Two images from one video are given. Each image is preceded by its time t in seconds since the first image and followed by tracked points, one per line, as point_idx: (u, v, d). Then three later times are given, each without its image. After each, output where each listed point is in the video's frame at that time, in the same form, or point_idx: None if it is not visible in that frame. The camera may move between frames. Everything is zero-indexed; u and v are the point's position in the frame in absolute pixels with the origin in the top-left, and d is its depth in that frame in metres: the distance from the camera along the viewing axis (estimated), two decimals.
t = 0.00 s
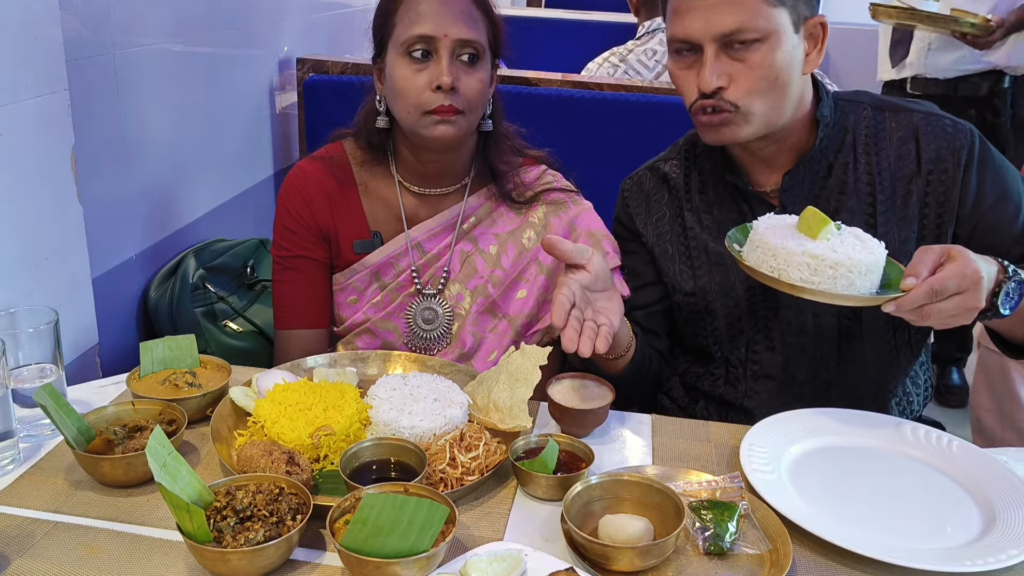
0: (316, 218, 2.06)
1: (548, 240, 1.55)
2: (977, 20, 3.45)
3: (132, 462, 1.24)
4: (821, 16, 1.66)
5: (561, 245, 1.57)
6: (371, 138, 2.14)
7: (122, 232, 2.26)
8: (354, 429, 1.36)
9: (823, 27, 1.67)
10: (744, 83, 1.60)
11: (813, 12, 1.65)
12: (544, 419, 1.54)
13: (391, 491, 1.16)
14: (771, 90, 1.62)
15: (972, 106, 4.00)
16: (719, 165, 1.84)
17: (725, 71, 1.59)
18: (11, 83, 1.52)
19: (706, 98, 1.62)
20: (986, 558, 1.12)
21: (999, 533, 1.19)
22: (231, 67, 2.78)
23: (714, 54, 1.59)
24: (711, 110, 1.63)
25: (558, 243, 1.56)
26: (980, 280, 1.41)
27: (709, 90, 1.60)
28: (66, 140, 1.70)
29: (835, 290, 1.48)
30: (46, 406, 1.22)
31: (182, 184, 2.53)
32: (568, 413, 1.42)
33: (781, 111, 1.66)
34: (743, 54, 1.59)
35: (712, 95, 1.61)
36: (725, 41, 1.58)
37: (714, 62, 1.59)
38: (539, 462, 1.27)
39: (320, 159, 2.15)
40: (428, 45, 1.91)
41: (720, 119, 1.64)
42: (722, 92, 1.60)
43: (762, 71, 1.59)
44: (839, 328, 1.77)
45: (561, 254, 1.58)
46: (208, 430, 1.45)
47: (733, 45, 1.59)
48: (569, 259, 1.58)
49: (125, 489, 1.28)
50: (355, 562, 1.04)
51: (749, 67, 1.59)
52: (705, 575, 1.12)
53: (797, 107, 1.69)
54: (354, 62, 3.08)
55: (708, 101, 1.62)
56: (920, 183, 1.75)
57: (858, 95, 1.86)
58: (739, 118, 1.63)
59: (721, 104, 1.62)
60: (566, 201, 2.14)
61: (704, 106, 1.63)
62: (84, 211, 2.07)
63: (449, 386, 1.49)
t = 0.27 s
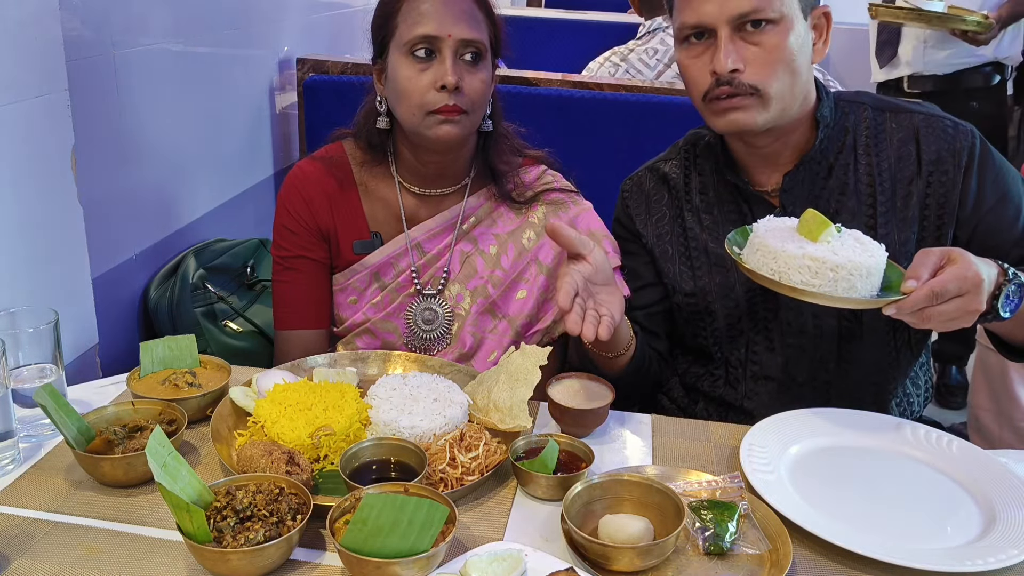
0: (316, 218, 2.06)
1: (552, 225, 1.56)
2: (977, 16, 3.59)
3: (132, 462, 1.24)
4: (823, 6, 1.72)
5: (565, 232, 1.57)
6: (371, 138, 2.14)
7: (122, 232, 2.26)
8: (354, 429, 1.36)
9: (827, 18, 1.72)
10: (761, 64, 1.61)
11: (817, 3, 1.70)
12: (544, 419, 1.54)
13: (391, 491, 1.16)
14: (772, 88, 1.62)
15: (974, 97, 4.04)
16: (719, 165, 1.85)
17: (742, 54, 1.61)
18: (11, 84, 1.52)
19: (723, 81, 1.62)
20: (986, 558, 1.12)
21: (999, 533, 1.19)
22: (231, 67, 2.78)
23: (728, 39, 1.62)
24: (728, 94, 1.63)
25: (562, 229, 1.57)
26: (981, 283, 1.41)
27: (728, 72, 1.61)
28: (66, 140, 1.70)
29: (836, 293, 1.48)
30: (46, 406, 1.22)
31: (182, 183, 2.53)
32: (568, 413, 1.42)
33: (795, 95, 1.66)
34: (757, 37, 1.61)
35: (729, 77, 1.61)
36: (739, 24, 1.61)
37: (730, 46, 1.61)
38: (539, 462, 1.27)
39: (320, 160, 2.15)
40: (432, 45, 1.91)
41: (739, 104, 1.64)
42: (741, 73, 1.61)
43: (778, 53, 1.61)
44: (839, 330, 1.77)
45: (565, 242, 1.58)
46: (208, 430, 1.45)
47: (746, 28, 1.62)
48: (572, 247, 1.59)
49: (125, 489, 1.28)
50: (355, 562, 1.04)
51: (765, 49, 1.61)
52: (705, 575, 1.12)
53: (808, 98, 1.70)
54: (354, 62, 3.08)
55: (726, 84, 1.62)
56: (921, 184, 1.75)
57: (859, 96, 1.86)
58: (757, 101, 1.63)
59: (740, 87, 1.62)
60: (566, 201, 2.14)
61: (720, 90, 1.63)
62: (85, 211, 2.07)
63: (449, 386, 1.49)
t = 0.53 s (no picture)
0: (316, 217, 2.06)
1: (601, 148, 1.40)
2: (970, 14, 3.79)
3: (132, 462, 1.24)
4: None
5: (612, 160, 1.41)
6: (371, 138, 2.14)
7: (122, 232, 2.26)
8: (354, 429, 1.36)
9: (824, 11, 1.74)
10: (771, 55, 1.61)
11: None
12: (544, 419, 1.54)
13: (391, 491, 1.16)
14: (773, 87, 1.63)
15: (968, 94, 4.07)
16: (720, 162, 1.85)
17: (750, 46, 1.61)
18: (11, 84, 1.52)
19: (735, 73, 1.62)
20: (985, 558, 1.12)
21: (998, 533, 1.19)
22: (231, 67, 2.78)
23: (735, 33, 1.62)
24: (741, 87, 1.63)
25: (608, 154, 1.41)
26: (982, 282, 1.41)
27: (740, 64, 1.61)
28: (66, 140, 1.70)
29: (839, 289, 1.48)
30: (46, 406, 1.22)
31: (182, 183, 2.53)
32: (568, 413, 1.42)
33: (803, 84, 1.68)
34: (763, 29, 1.62)
35: (741, 70, 1.61)
36: (744, 17, 1.62)
37: (737, 39, 1.62)
38: (539, 462, 1.27)
39: (320, 160, 2.15)
40: (431, 45, 1.91)
41: (752, 93, 1.63)
42: (752, 65, 1.61)
43: (786, 44, 1.62)
44: (839, 329, 1.77)
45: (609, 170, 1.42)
46: (208, 430, 1.45)
47: (752, 20, 1.62)
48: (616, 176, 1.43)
49: (125, 489, 1.28)
50: (355, 562, 1.04)
51: (773, 40, 1.61)
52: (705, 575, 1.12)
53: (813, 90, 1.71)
54: (354, 62, 3.08)
55: (738, 76, 1.62)
56: (921, 184, 1.75)
57: (860, 96, 1.86)
58: (771, 90, 1.63)
59: (753, 78, 1.62)
60: (566, 201, 2.15)
61: (732, 83, 1.63)
62: (85, 211, 2.07)
63: (449, 386, 1.49)
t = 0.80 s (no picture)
0: (316, 217, 2.06)
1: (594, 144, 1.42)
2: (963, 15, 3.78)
3: (132, 462, 1.24)
4: None
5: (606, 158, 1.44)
6: (371, 137, 2.15)
7: (122, 232, 2.26)
8: (353, 430, 1.36)
9: (818, 6, 1.75)
10: (770, 52, 1.62)
11: None
12: (544, 419, 1.54)
13: (391, 491, 1.16)
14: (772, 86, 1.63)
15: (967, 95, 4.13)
16: (720, 162, 1.85)
17: (749, 44, 1.62)
18: (11, 84, 1.52)
19: (735, 72, 1.62)
20: (986, 558, 1.12)
21: (998, 533, 1.19)
22: (231, 67, 2.78)
23: (733, 32, 1.63)
24: (746, 84, 1.63)
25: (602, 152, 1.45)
26: (983, 279, 1.42)
27: (740, 62, 1.61)
28: (66, 140, 1.70)
29: (840, 286, 1.48)
30: (46, 406, 1.22)
31: (182, 183, 2.53)
32: (568, 413, 1.42)
33: (805, 79, 1.68)
34: (760, 26, 1.62)
35: (743, 68, 1.61)
36: (740, 15, 1.63)
37: (735, 38, 1.62)
38: (539, 462, 1.27)
39: (319, 160, 2.15)
40: (429, 43, 1.91)
41: (755, 90, 1.63)
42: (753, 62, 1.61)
43: (785, 40, 1.62)
44: (840, 328, 1.77)
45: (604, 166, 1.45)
46: (208, 430, 1.45)
47: (747, 19, 1.63)
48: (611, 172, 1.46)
49: (125, 489, 1.28)
50: (355, 562, 1.04)
51: (771, 37, 1.62)
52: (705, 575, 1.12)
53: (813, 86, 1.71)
54: (354, 62, 3.08)
55: (739, 74, 1.62)
56: (922, 183, 1.75)
57: (861, 95, 1.86)
58: (773, 86, 1.63)
59: (754, 75, 1.62)
60: (566, 200, 2.14)
61: (736, 81, 1.63)
62: (85, 211, 2.08)
63: (449, 386, 1.49)
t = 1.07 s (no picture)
0: (315, 218, 2.06)
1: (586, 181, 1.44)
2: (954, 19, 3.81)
3: (132, 462, 1.24)
4: (819, 10, 1.71)
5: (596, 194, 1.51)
6: (371, 135, 2.15)
7: (122, 232, 2.26)
8: (353, 429, 1.36)
9: (821, 23, 1.71)
10: (749, 70, 1.62)
11: (812, 7, 1.69)
12: (544, 419, 1.54)
13: (391, 491, 1.16)
14: (771, 83, 1.64)
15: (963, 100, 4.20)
16: (713, 165, 1.85)
17: (731, 58, 1.61)
18: (11, 84, 1.52)
19: (710, 82, 1.63)
20: (986, 558, 1.12)
21: (998, 532, 1.19)
22: (231, 67, 2.78)
23: (719, 42, 1.61)
24: (715, 96, 1.64)
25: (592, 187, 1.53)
26: (982, 282, 1.42)
27: (715, 75, 1.61)
28: (66, 140, 1.70)
29: (840, 291, 1.48)
30: (46, 406, 1.22)
31: (182, 184, 2.53)
32: (568, 413, 1.42)
33: (783, 99, 1.66)
34: (747, 41, 1.61)
35: (717, 79, 1.62)
36: (730, 26, 1.61)
37: (719, 48, 1.61)
38: (539, 462, 1.27)
39: (319, 160, 2.15)
40: (430, 43, 1.91)
41: (723, 104, 1.65)
42: (727, 77, 1.62)
43: (767, 59, 1.61)
44: (837, 331, 1.77)
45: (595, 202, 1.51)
46: (208, 430, 1.45)
47: (737, 31, 1.62)
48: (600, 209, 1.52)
49: (125, 489, 1.28)
50: (355, 562, 1.04)
51: (754, 54, 1.61)
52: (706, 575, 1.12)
53: (795, 103, 1.70)
54: (354, 62, 3.08)
55: (712, 86, 1.63)
56: (916, 185, 1.75)
57: (853, 96, 1.86)
58: (743, 103, 1.64)
59: (727, 89, 1.63)
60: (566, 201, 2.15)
61: (708, 91, 1.64)
62: (85, 211, 2.07)
63: (449, 386, 1.49)
